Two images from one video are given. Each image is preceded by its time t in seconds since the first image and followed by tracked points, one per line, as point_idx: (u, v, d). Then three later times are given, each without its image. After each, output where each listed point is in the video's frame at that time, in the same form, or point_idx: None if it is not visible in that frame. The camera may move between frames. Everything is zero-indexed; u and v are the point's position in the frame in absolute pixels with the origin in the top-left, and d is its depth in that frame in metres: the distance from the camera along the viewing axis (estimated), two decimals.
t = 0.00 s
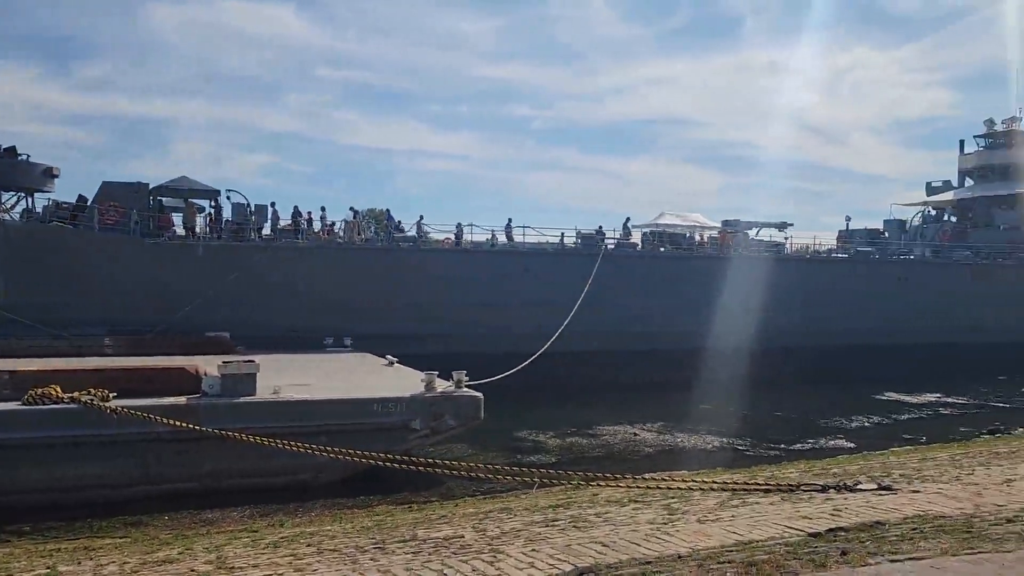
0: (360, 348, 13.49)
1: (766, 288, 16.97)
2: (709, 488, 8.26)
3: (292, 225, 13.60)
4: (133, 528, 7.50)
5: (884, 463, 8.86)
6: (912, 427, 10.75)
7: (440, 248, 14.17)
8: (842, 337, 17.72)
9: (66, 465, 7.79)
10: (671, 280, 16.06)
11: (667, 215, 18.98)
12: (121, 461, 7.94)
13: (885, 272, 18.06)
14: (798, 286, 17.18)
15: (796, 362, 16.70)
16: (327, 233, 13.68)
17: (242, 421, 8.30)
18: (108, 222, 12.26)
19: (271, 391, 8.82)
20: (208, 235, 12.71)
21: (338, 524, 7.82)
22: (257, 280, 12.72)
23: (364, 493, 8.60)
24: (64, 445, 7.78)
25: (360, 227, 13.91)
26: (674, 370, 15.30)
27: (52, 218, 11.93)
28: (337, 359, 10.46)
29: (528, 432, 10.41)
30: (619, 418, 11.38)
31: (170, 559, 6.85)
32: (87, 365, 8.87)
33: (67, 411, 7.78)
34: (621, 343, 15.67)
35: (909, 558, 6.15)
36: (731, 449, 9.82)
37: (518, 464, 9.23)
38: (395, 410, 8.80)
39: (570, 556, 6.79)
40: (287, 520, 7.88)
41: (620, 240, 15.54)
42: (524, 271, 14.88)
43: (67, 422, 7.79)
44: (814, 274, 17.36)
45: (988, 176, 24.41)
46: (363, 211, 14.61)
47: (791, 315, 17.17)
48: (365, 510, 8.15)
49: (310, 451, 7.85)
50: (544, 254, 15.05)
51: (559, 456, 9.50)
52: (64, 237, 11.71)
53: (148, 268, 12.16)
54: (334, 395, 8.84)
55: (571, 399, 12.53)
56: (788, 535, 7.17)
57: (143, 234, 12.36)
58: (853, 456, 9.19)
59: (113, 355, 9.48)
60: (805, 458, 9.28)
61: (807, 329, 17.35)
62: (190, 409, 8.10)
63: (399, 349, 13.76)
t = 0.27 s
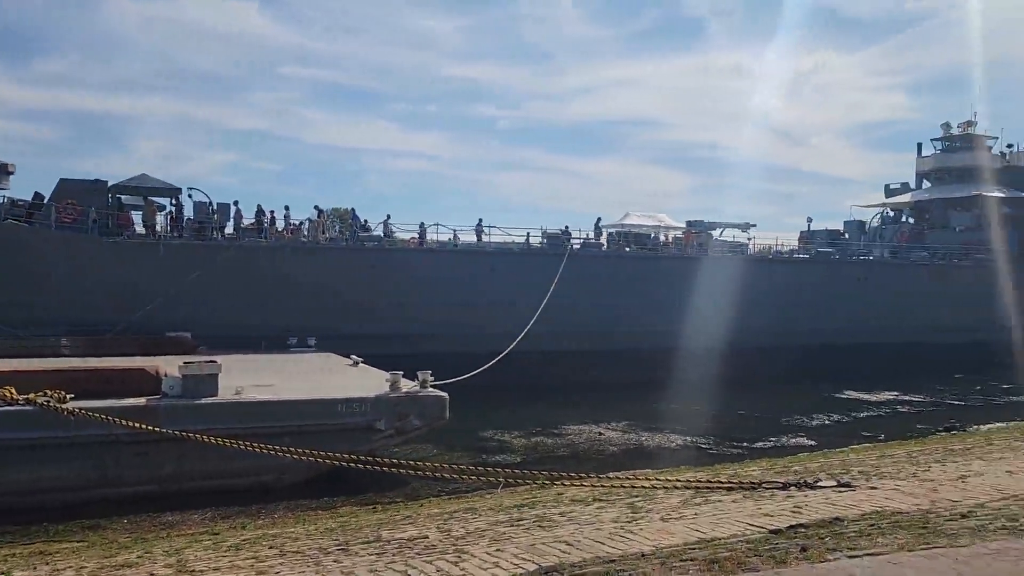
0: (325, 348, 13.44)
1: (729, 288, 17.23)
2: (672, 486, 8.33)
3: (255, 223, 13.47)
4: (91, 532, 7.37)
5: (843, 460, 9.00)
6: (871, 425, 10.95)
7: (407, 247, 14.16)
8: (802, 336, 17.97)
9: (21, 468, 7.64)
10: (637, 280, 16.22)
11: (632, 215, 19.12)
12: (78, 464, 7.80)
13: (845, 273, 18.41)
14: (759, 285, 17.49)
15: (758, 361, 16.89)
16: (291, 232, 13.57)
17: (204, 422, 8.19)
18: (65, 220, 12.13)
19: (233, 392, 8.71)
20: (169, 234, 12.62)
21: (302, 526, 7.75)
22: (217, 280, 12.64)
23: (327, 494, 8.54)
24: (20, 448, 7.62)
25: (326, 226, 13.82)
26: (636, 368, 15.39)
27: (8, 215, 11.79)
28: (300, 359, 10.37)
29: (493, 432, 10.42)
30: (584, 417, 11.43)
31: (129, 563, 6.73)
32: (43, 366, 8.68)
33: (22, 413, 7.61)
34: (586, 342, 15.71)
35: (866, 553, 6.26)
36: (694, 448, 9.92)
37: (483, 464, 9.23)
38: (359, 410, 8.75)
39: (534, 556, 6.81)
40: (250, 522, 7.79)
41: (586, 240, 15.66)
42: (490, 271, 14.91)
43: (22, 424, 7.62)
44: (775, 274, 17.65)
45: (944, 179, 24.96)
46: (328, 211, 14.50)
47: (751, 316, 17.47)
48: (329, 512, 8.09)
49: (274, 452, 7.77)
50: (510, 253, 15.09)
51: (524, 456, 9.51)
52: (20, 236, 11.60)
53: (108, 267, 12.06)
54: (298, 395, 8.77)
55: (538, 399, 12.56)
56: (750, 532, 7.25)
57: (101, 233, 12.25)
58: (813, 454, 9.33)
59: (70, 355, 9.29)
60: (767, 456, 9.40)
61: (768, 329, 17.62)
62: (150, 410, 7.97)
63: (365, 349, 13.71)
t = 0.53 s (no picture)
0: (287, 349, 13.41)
1: (692, 289, 17.41)
2: (634, 485, 8.39)
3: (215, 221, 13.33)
4: (44, 537, 7.20)
5: (802, 457, 9.14)
6: (828, 423, 11.13)
7: (369, 247, 14.16)
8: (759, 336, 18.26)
9: None
10: (601, 280, 16.35)
11: (597, 215, 19.18)
12: (31, 467, 7.65)
13: (804, 274, 18.73)
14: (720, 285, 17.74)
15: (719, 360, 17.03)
16: (251, 232, 13.48)
17: (162, 424, 8.05)
18: (19, 218, 12.01)
19: (192, 393, 8.58)
20: (127, 233, 12.57)
21: (262, 528, 7.65)
22: (173, 280, 12.67)
23: (288, 496, 8.45)
24: None
25: (288, 226, 13.71)
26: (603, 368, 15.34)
27: None
28: (262, 360, 10.25)
29: (456, 432, 10.39)
30: (548, 417, 11.45)
31: (82, 568, 6.57)
32: None
33: None
34: (549, 342, 15.76)
35: (823, 549, 6.36)
36: (656, 447, 9.99)
37: (447, 464, 9.20)
38: (321, 411, 8.67)
39: (497, 556, 6.80)
40: (209, 525, 7.68)
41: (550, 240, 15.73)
42: (454, 272, 14.91)
43: None
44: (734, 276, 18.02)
45: (900, 181, 25.49)
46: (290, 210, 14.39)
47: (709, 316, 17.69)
48: (290, 514, 8.00)
49: (233, 454, 7.67)
50: (473, 255, 15.08)
51: (487, 457, 9.51)
52: None
53: (64, 267, 12.05)
54: (258, 396, 8.66)
55: (502, 399, 12.56)
56: (710, 530, 7.33)
57: (55, 231, 12.13)
58: (773, 452, 9.46)
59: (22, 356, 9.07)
60: (728, 454, 9.51)
61: (722, 329, 17.92)
62: (106, 412, 7.81)
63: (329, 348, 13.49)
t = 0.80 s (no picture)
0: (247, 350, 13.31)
1: (654, 289, 17.52)
2: (595, 485, 8.42)
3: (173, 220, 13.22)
4: None
5: (761, 456, 9.26)
6: (786, 421, 11.30)
7: (331, 246, 14.08)
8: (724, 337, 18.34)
9: None
10: (564, 281, 16.41)
11: (559, 215, 19.33)
12: None
13: (764, 275, 19.00)
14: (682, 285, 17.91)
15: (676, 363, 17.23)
16: (210, 230, 13.39)
17: (117, 426, 7.90)
18: None
19: (148, 395, 8.43)
20: (81, 233, 12.41)
21: (220, 532, 7.53)
22: (128, 279, 12.51)
23: (247, 499, 8.34)
24: None
25: (247, 225, 13.64)
26: (568, 370, 15.29)
27: None
28: (220, 362, 10.09)
29: (419, 433, 10.35)
30: (510, 417, 11.46)
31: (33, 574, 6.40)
32: None
33: None
34: (513, 342, 15.77)
35: (780, 546, 6.44)
36: (618, 446, 10.04)
37: (409, 465, 9.16)
38: (281, 412, 8.57)
39: (458, 556, 6.79)
40: (165, 530, 7.54)
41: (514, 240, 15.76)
42: (416, 272, 14.85)
43: None
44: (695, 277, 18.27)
45: (856, 184, 25.99)
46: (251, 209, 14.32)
47: (673, 316, 17.78)
48: (248, 517, 7.89)
49: (190, 457, 7.55)
50: (436, 254, 15.02)
51: (449, 457, 9.48)
52: None
53: (17, 266, 11.79)
54: (216, 398, 8.54)
55: (464, 399, 12.55)
56: (670, 528, 7.39)
57: (6, 229, 11.90)
58: (733, 451, 9.56)
59: None
60: (688, 453, 9.60)
61: (683, 330, 18.10)
62: (59, 415, 7.64)
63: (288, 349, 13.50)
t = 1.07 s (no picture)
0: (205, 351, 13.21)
1: (617, 291, 17.64)
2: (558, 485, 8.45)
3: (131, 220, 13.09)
4: None
5: (721, 455, 9.36)
6: (745, 421, 11.45)
7: (292, 247, 13.96)
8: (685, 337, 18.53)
9: None
10: (529, 281, 16.41)
11: (525, 215, 19.49)
12: None
13: (725, 276, 19.23)
14: (646, 286, 18.04)
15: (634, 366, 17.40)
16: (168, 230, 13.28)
17: (71, 430, 7.74)
18: None
19: (103, 397, 8.27)
20: (35, 232, 12.25)
21: (177, 537, 7.42)
22: (82, 280, 12.31)
23: (205, 503, 8.23)
24: None
25: (206, 224, 13.53)
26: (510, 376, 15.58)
27: None
28: (178, 364, 9.93)
29: (380, 435, 10.29)
30: (473, 418, 11.45)
31: None
32: None
33: None
34: (477, 344, 15.79)
35: (738, 544, 6.52)
36: (580, 447, 10.09)
37: (370, 468, 9.10)
38: (240, 415, 8.46)
39: (419, 558, 6.76)
40: (120, 535, 7.40)
41: (477, 242, 15.75)
42: (379, 273, 14.78)
43: None
44: (659, 278, 18.30)
45: (815, 186, 26.46)
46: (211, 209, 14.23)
47: (635, 319, 17.90)
48: (206, 521, 7.78)
49: (147, 461, 7.41)
50: (399, 256, 14.95)
51: (411, 459, 9.44)
52: None
53: None
54: (174, 400, 8.40)
55: (427, 401, 12.51)
56: (630, 527, 7.44)
57: None
58: (694, 451, 9.64)
59: None
60: (650, 453, 9.67)
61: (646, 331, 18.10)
62: (10, 418, 7.46)
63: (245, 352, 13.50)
